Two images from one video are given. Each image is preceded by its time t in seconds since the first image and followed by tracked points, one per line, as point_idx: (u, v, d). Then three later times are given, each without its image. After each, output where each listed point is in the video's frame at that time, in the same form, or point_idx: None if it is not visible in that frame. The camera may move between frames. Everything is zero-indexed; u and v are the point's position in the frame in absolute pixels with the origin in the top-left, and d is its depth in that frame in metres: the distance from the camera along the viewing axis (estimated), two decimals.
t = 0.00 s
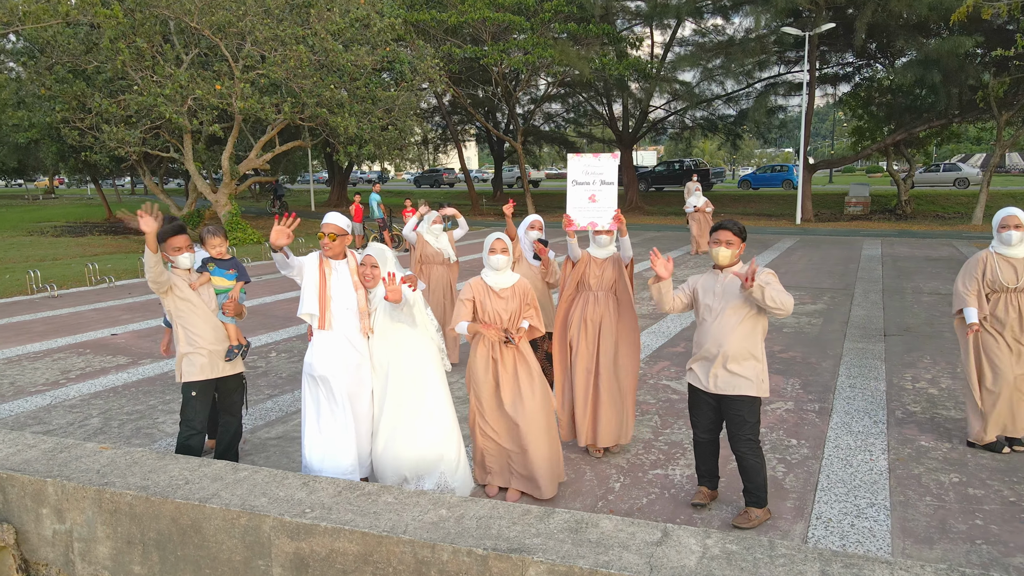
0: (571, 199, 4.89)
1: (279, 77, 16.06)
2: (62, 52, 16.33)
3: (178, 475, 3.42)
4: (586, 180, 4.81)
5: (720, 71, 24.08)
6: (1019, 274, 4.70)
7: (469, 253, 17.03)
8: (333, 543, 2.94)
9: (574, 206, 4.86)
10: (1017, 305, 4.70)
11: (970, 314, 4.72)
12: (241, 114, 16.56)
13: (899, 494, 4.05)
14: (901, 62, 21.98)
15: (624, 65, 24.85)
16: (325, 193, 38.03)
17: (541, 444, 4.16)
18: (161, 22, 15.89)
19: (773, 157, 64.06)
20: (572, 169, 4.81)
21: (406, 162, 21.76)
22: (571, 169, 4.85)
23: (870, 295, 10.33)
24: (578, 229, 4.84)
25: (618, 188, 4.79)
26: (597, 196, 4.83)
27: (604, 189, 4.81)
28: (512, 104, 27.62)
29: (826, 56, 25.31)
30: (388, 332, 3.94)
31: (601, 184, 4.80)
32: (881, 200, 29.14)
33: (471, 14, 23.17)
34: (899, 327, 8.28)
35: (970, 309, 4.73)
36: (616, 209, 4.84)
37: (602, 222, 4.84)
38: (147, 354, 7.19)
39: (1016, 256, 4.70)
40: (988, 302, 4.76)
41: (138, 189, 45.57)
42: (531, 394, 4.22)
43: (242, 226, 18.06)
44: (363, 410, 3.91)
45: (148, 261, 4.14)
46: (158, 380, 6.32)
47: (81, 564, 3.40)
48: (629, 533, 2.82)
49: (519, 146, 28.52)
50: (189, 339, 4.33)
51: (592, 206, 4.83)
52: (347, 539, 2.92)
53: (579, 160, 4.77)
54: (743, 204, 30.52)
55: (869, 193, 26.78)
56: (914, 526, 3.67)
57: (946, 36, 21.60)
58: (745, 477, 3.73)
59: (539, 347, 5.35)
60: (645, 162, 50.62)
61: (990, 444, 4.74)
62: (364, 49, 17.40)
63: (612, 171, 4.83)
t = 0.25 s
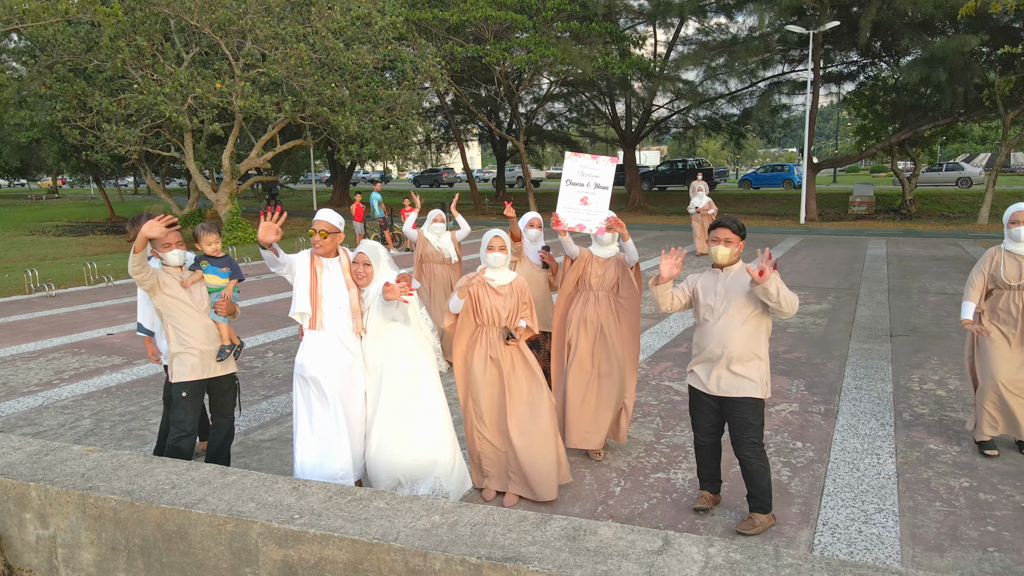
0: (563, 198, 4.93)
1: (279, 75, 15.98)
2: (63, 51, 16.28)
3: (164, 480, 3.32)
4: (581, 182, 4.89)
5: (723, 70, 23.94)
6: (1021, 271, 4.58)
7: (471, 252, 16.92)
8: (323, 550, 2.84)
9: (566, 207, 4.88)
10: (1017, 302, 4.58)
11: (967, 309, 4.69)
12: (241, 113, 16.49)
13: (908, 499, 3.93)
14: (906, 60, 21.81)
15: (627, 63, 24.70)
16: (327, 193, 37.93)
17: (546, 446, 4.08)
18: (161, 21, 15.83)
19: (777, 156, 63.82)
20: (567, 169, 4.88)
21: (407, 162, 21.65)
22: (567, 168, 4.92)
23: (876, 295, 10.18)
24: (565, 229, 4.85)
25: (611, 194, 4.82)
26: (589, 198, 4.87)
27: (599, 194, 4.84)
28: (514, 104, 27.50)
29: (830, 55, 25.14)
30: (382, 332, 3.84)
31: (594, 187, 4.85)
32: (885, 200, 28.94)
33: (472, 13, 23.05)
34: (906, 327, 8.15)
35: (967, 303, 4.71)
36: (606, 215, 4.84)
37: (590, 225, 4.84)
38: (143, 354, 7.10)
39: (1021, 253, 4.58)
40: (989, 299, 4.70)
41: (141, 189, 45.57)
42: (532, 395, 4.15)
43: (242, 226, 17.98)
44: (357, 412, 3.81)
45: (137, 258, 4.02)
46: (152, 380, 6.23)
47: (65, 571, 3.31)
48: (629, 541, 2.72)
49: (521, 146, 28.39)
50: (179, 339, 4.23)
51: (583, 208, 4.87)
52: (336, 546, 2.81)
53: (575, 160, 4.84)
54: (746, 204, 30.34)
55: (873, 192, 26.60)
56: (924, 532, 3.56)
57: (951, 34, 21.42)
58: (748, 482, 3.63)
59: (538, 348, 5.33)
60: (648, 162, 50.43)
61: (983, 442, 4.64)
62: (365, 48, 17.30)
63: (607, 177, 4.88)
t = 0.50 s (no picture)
0: (546, 190, 5.25)
1: (280, 74, 15.90)
2: (63, 50, 16.23)
3: (150, 485, 3.22)
4: (564, 176, 5.21)
5: (726, 69, 23.78)
6: (1017, 271, 4.49)
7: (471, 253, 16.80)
8: (311, 561, 2.74)
9: (548, 200, 5.22)
10: (1010, 304, 4.52)
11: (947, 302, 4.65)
12: (241, 112, 16.42)
13: (917, 506, 3.82)
14: (911, 59, 21.66)
15: (629, 62, 24.56)
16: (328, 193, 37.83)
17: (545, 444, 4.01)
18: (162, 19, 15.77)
19: (780, 156, 63.61)
20: (552, 163, 5.19)
21: (408, 161, 21.56)
22: (553, 162, 5.21)
23: (881, 296, 10.05)
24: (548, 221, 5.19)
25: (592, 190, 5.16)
26: (571, 193, 5.19)
27: (580, 187, 5.18)
28: (516, 103, 27.38)
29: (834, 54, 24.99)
30: (375, 333, 3.77)
31: (578, 182, 5.18)
32: (890, 199, 28.77)
33: (474, 12, 22.93)
34: (912, 328, 8.03)
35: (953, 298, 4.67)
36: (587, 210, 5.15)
37: (572, 220, 5.16)
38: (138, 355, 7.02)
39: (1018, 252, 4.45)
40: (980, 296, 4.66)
41: (143, 189, 45.53)
42: (531, 396, 4.07)
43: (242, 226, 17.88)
44: (350, 415, 3.73)
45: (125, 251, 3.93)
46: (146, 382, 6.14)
47: None
48: (628, 551, 2.61)
49: (523, 145, 28.26)
50: (171, 339, 4.12)
51: (565, 202, 5.19)
52: (324, 556, 2.71)
53: (560, 154, 5.13)
54: (750, 203, 30.16)
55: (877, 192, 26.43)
56: (934, 541, 3.45)
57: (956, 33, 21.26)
58: (752, 488, 3.51)
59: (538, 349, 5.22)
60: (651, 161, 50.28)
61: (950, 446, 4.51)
62: (366, 46, 17.21)
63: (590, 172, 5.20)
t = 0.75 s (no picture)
0: (533, 186, 5.23)
1: (279, 73, 15.82)
2: (62, 48, 16.19)
3: (134, 492, 3.12)
4: (550, 171, 5.19)
5: (728, 68, 23.65)
6: (1000, 268, 4.42)
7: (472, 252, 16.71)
8: (298, 572, 2.63)
9: (535, 194, 5.20)
10: (990, 301, 4.45)
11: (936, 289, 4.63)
12: (241, 110, 16.34)
13: (925, 513, 3.71)
14: (914, 57, 21.52)
15: (631, 61, 24.43)
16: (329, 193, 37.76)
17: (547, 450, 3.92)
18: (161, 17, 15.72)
19: (783, 155, 63.46)
20: (538, 159, 5.18)
21: (409, 160, 21.46)
22: (539, 157, 5.19)
23: (885, 296, 9.94)
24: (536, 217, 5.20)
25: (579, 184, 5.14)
26: (557, 188, 5.18)
27: (566, 183, 5.16)
28: (518, 102, 27.29)
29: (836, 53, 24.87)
30: (367, 334, 3.68)
31: (564, 177, 5.16)
32: (893, 199, 28.62)
33: (475, 10, 22.83)
34: (917, 328, 7.92)
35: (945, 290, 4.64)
36: (574, 205, 5.12)
37: (559, 215, 5.14)
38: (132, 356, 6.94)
39: (1006, 248, 4.39)
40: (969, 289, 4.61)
41: (145, 189, 45.50)
42: (531, 400, 3.95)
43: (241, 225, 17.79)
44: (341, 419, 3.63)
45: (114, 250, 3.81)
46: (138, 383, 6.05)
47: None
48: (627, 562, 2.50)
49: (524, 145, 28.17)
50: (160, 341, 4.02)
51: (552, 198, 5.18)
52: (311, 567, 2.61)
53: (546, 150, 5.11)
54: (752, 203, 30.02)
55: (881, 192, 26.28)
56: (943, 551, 3.33)
57: (961, 31, 21.11)
58: (755, 495, 3.39)
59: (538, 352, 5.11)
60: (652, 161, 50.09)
61: (957, 453, 4.38)
62: (366, 45, 17.11)
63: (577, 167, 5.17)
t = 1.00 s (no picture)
0: (530, 183, 5.14)
1: (278, 71, 15.73)
2: (61, 47, 16.13)
3: (116, 499, 3.02)
4: (546, 167, 5.08)
5: (730, 67, 23.54)
6: (991, 265, 4.33)
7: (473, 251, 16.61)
8: None
9: (532, 191, 5.13)
10: (982, 299, 4.34)
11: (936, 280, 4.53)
12: (239, 109, 16.24)
13: (935, 520, 3.60)
14: (917, 56, 21.37)
15: (632, 59, 24.30)
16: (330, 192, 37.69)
17: (544, 455, 3.82)
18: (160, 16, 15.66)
19: (786, 155, 63.26)
20: (534, 155, 5.05)
21: (409, 159, 21.35)
22: (534, 154, 5.07)
23: (890, 297, 9.81)
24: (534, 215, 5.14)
25: (576, 180, 5.02)
26: (555, 185, 5.09)
27: (563, 179, 5.07)
28: (519, 102, 27.18)
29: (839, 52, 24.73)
30: (359, 334, 3.58)
31: (561, 173, 5.06)
32: (896, 199, 28.47)
33: (476, 8, 22.71)
34: (923, 330, 7.80)
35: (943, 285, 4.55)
36: (572, 201, 5.04)
37: (557, 212, 5.08)
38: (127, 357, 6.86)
39: (997, 245, 4.30)
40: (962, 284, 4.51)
41: (146, 189, 45.47)
42: (528, 403, 3.85)
43: (240, 225, 17.71)
44: (330, 422, 3.54)
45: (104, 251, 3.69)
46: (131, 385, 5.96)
47: None
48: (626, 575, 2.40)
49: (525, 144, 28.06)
50: (148, 343, 3.92)
51: (550, 195, 5.09)
52: None
53: (542, 147, 4.99)
54: (754, 203, 29.88)
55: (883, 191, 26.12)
56: (954, 560, 3.22)
57: (964, 29, 20.96)
58: (759, 502, 3.28)
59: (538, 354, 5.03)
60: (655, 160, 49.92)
61: (965, 458, 4.27)
62: (366, 44, 17.00)
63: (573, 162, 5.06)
